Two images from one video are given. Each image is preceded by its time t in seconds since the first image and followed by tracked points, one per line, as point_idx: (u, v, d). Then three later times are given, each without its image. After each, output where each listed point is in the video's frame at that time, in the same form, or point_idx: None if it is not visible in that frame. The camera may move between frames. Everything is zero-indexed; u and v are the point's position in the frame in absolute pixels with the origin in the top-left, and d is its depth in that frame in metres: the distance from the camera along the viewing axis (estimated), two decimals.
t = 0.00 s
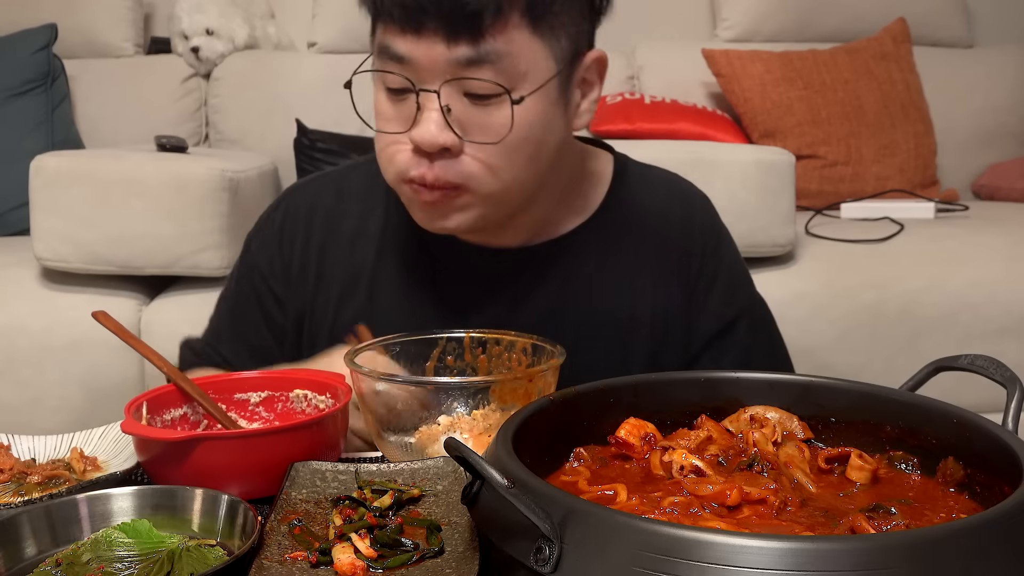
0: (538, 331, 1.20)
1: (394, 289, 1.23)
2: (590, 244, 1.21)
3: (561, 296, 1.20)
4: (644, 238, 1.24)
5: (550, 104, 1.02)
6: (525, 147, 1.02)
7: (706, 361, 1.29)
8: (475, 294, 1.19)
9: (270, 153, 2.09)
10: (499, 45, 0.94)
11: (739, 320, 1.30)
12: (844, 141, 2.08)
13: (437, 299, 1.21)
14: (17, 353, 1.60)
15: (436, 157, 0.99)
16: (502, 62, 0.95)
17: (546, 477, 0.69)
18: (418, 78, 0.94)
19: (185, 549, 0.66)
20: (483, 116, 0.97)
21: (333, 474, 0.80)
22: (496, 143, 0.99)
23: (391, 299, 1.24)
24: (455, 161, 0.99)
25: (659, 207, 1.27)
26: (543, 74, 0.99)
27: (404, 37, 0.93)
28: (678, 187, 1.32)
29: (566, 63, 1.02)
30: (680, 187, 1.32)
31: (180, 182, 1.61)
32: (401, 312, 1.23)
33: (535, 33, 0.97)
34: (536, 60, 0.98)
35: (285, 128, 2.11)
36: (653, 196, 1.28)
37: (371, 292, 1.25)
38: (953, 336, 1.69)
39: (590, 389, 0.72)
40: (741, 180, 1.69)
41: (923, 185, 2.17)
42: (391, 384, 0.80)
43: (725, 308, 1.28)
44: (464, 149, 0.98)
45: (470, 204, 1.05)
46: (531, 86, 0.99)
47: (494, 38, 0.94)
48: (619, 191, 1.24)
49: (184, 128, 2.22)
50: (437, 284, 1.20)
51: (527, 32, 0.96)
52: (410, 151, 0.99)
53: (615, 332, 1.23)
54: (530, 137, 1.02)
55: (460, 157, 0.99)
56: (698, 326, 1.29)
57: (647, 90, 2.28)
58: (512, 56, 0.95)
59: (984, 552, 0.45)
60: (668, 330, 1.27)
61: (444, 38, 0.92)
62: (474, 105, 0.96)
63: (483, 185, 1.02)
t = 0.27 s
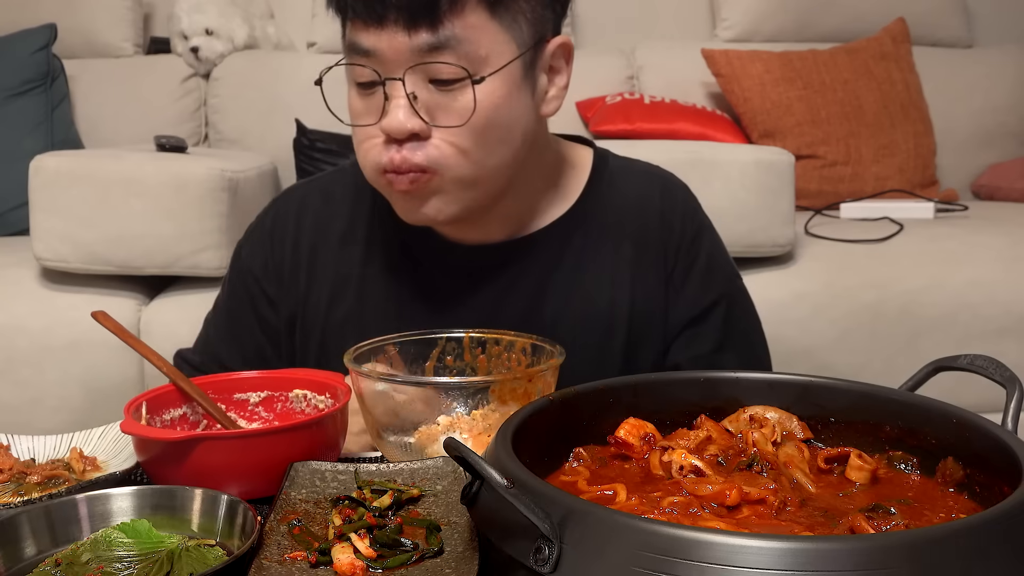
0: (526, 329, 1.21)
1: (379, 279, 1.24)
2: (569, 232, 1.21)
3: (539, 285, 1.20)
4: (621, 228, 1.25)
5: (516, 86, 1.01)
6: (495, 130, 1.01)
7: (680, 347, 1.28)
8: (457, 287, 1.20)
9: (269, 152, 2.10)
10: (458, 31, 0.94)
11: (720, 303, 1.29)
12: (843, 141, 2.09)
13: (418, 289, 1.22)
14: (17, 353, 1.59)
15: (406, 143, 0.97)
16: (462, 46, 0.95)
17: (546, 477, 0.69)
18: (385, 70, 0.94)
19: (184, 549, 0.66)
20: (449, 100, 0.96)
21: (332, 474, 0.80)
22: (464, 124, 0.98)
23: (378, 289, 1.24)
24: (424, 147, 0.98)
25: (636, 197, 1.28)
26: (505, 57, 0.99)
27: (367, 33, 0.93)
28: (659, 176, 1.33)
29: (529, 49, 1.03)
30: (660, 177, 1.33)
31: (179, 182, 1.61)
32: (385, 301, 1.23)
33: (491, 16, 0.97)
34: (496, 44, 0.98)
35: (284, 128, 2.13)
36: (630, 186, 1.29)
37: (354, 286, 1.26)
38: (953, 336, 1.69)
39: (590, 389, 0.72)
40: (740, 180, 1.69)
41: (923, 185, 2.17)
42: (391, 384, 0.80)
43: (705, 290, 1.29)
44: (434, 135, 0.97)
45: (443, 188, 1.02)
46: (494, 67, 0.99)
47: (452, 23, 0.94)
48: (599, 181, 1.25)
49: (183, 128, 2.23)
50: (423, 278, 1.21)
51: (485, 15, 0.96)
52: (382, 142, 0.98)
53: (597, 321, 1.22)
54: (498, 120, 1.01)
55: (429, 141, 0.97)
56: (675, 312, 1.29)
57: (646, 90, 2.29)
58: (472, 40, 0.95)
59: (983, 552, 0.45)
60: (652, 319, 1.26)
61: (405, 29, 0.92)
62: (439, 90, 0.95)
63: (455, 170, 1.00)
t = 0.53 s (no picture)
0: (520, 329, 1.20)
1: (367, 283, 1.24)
2: (566, 236, 1.21)
3: (537, 288, 1.20)
4: (618, 230, 1.25)
5: (506, 89, 1.01)
6: (484, 134, 1.00)
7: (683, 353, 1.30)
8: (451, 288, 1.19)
9: (269, 152, 2.11)
10: (447, 33, 0.93)
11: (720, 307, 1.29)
12: (843, 141, 2.08)
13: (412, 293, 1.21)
14: (17, 353, 1.60)
15: (396, 148, 0.97)
16: (453, 49, 0.94)
17: (545, 477, 0.69)
18: (375, 72, 0.94)
19: (184, 549, 0.66)
20: (439, 103, 0.96)
21: (332, 474, 0.80)
22: (453, 127, 0.98)
23: (368, 293, 1.24)
24: (414, 150, 0.98)
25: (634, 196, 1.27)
26: (495, 59, 0.98)
27: (356, 33, 0.93)
28: (656, 176, 1.32)
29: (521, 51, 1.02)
30: (657, 177, 1.32)
31: (178, 182, 1.61)
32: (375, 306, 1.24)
33: (482, 18, 0.96)
34: (487, 46, 0.97)
35: (284, 129, 2.13)
36: (627, 185, 1.28)
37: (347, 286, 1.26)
38: (952, 336, 1.69)
39: (589, 389, 0.72)
40: (740, 180, 1.69)
41: (922, 185, 2.17)
42: (391, 385, 0.80)
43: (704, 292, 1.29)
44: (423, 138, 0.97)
45: (435, 194, 1.03)
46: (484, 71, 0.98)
47: (443, 26, 0.93)
48: (594, 182, 1.24)
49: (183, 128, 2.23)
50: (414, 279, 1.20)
51: (476, 17, 0.95)
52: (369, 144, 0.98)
53: (595, 325, 1.23)
54: (486, 123, 1.00)
55: (420, 146, 0.98)
56: (677, 315, 1.30)
57: (646, 90, 2.29)
58: (463, 42, 0.94)
59: (983, 553, 0.45)
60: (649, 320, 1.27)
61: (394, 31, 0.92)
62: (429, 93, 0.95)
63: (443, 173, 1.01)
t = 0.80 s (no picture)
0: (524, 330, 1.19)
1: (375, 272, 1.19)
2: (574, 239, 1.21)
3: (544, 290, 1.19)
4: (625, 234, 1.25)
5: (511, 88, 0.99)
6: (488, 133, 0.99)
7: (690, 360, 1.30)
8: (455, 289, 1.17)
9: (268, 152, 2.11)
10: (454, 29, 0.92)
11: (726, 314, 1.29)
12: (842, 141, 2.08)
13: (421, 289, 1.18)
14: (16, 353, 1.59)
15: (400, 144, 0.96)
16: (460, 45, 0.93)
17: (545, 477, 0.69)
18: (380, 66, 0.92)
19: (184, 549, 0.66)
20: (443, 100, 0.95)
21: (331, 474, 0.80)
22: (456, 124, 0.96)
23: (375, 283, 1.19)
24: (417, 146, 0.96)
25: (640, 201, 1.28)
26: (502, 58, 0.97)
27: (363, 25, 0.92)
28: (661, 183, 1.32)
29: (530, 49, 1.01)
30: (662, 183, 1.33)
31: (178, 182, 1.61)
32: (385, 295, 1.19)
33: (490, 15, 0.95)
34: (494, 44, 0.96)
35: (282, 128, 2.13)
36: (633, 190, 1.29)
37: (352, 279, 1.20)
38: (952, 336, 1.69)
39: (588, 389, 0.72)
40: (739, 179, 1.70)
41: (922, 185, 2.18)
42: (390, 385, 0.80)
43: (712, 299, 1.29)
44: (427, 134, 0.96)
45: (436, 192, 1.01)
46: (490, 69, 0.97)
47: (450, 20, 0.91)
48: (599, 187, 1.25)
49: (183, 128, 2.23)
50: (419, 278, 1.18)
51: (483, 13, 0.94)
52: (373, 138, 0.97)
53: (602, 325, 1.21)
54: (491, 122, 0.98)
55: (423, 143, 0.96)
56: (683, 321, 1.29)
57: (645, 90, 2.29)
58: (469, 39, 0.93)
59: (981, 554, 0.45)
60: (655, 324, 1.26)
61: (400, 24, 0.90)
62: (435, 90, 0.94)
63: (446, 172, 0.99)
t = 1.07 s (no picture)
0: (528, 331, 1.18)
1: (378, 278, 1.19)
2: (576, 244, 1.21)
3: (547, 293, 1.19)
4: (625, 237, 1.25)
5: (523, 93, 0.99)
6: (498, 136, 0.98)
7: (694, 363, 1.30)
8: (460, 292, 1.17)
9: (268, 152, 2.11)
10: (468, 31, 0.91)
11: (729, 319, 1.29)
12: (842, 141, 2.08)
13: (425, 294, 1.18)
14: (15, 353, 1.59)
15: (407, 144, 0.95)
16: (472, 48, 0.92)
17: (544, 477, 0.69)
18: (389, 65, 0.92)
19: (183, 549, 0.66)
20: (452, 102, 0.94)
21: (331, 474, 0.80)
22: (465, 127, 0.95)
23: (378, 289, 1.19)
24: (423, 147, 0.95)
25: (641, 203, 1.28)
26: (513, 63, 0.97)
27: (375, 24, 0.91)
28: (661, 186, 1.33)
29: (541, 55, 1.00)
30: (661, 186, 1.33)
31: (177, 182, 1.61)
32: (389, 302, 1.18)
33: (503, 20, 0.95)
34: (507, 49, 0.96)
35: (282, 128, 2.13)
36: (634, 193, 1.29)
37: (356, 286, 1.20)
38: (952, 336, 1.69)
39: (587, 389, 0.72)
40: (739, 179, 1.69)
41: (922, 185, 2.18)
42: (390, 384, 0.80)
43: (715, 301, 1.29)
44: (434, 136, 0.95)
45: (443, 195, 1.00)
46: (501, 73, 0.96)
47: (463, 24, 0.91)
48: (600, 190, 1.25)
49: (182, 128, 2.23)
50: (424, 282, 1.17)
51: (497, 17, 0.94)
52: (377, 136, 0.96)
53: (605, 328, 1.22)
54: (502, 126, 0.98)
55: (430, 144, 0.95)
56: (686, 324, 1.30)
57: (645, 90, 2.29)
58: (481, 42, 0.93)
59: (980, 554, 0.45)
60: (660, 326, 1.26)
61: (412, 24, 0.90)
62: (444, 92, 0.93)
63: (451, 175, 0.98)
